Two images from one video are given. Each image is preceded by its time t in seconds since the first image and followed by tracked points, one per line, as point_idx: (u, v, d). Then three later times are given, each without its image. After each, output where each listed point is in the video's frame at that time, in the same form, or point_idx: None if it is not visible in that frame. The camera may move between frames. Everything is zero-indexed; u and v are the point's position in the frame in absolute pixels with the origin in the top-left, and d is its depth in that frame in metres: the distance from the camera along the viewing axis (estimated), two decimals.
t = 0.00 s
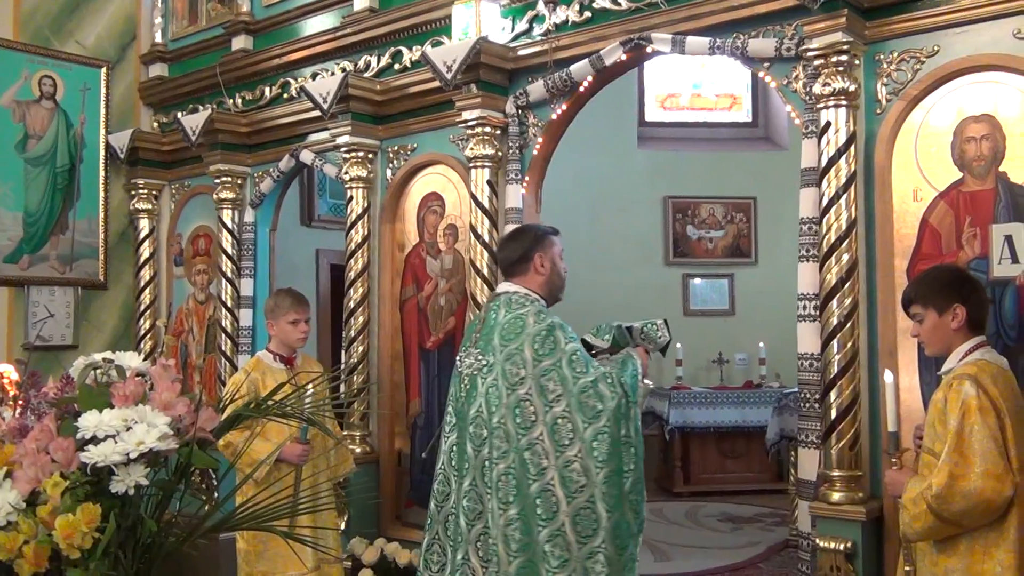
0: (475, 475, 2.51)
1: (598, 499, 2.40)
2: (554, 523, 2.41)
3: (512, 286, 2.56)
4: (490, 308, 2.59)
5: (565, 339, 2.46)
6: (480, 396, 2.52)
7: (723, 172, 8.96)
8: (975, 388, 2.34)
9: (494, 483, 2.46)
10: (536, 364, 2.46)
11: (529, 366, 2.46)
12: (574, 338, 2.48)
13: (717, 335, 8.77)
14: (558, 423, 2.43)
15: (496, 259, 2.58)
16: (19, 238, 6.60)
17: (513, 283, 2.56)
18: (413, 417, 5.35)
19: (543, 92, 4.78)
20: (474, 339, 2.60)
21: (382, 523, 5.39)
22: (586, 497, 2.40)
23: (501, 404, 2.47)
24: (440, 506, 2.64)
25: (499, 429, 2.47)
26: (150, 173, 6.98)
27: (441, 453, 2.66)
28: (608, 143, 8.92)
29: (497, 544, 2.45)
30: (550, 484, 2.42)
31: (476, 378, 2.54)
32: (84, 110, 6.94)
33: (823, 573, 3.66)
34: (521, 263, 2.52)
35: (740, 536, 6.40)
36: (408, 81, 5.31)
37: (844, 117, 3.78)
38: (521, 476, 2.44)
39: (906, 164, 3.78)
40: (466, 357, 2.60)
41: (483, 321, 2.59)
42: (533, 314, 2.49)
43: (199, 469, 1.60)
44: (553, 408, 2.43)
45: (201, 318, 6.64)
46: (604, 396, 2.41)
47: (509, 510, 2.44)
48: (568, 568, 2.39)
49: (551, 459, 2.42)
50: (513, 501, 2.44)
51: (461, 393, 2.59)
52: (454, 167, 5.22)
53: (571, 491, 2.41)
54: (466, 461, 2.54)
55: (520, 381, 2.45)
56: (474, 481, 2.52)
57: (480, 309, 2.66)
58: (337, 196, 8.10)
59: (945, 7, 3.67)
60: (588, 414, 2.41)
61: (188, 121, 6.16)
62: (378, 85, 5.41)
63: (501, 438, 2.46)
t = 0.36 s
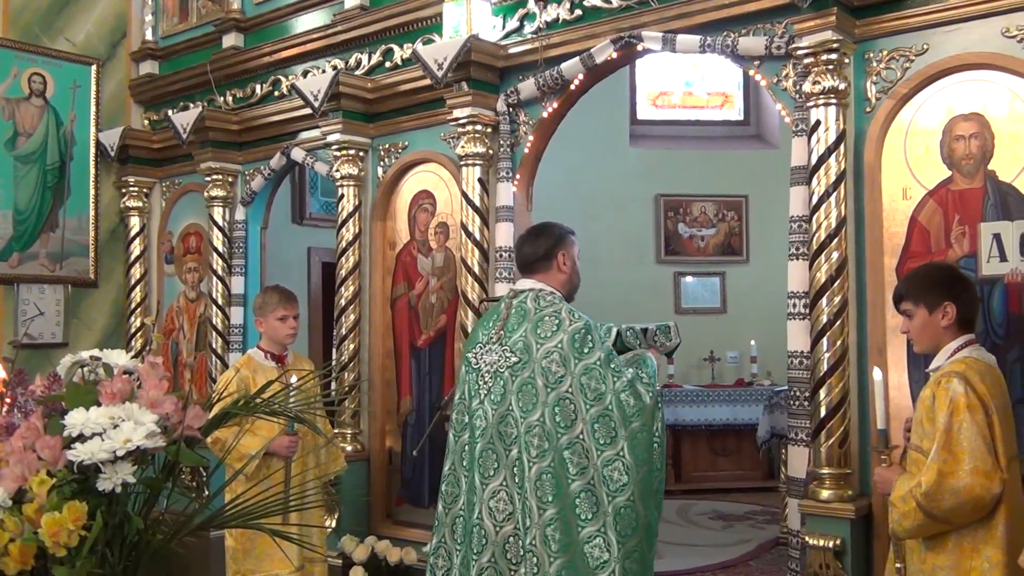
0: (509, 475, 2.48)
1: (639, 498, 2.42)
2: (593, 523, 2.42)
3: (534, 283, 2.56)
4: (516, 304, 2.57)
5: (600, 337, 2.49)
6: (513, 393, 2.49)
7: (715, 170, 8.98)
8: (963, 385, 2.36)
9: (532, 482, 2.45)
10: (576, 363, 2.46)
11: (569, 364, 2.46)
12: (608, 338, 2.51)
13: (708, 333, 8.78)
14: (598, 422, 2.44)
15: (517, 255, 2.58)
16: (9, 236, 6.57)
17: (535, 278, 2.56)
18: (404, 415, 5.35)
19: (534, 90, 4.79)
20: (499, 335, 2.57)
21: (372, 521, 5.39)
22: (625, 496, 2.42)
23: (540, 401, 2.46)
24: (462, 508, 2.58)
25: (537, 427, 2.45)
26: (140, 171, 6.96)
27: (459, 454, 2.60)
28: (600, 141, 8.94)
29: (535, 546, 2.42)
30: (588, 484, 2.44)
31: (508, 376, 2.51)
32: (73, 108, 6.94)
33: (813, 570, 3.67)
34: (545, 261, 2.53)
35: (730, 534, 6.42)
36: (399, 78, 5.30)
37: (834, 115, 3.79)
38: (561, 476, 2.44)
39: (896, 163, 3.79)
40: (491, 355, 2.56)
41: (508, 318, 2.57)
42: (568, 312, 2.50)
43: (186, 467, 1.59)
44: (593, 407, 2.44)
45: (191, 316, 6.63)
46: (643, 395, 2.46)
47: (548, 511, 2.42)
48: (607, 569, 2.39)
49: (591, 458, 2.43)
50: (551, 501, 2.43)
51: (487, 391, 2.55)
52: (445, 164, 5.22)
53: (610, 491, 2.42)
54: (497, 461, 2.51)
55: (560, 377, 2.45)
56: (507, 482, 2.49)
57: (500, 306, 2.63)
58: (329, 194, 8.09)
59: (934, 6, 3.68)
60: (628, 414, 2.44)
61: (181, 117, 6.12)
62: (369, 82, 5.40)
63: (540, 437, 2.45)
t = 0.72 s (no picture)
0: (528, 468, 2.59)
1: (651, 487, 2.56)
2: (606, 510, 2.56)
3: (537, 281, 2.66)
4: (525, 302, 2.67)
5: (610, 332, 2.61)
6: (530, 388, 2.61)
7: (705, 168, 9.01)
8: (946, 381, 2.38)
9: (551, 475, 2.55)
10: (590, 356, 2.57)
11: (583, 357, 2.57)
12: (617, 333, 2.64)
13: (698, 330, 8.81)
14: (610, 414, 2.58)
15: (517, 253, 2.66)
16: None
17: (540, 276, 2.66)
18: (393, 410, 5.35)
19: (524, 86, 4.79)
20: (511, 332, 2.67)
21: (361, 516, 5.39)
22: (638, 485, 2.56)
23: (557, 395, 2.57)
24: (478, 503, 2.68)
25: (555, 419, 2.56)
26: (129, 164, 6.93)
27: (475, 448, 2.70)
28: (592, 138, 8.95)
29: (555, 536, 2.52)
30: (601, 473, 2.57)
31: (524, 371, 2.63)
32: (62, 101, 6.90)
33: (799, 566, 3.69)
34: (548, 258, 2.62)
35: (718, 530, 6.44)
36: (389, 74, 5.30)
37: (822, 113, 3.81)
38: (578, 467, 2.56)
39: (884, 161, 3.81)
40: (505, 352, 2.67)
41: (519, 314, 2.67)
42: (579, 307, 2.60)
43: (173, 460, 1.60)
44: (606, 399, 2.58)
45: (180, 310, 6.61)
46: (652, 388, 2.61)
47: (568, 502, 2.52)
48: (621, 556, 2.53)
49: (606, 448, 2.57)
50: (571, 491, 2.53)
51: (503, 388, 2.65)
52: (435, 160, 5.22)
53: (623, 479, 2.56)
54: (515, 455, 2.62)
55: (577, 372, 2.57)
56: (526, 474, 2.59)
57: (507, 303, 2.73)
58: (319, 189, 8.08)
59: (923, 5, 3.70)
60: (639, 406, 2.59)
61: (170, 112, 6.11)
62: (360, 78, 5.39)
63: (557, 429, 2.56)
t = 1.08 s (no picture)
0: (540, 465, 2.65)
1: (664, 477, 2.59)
2: (620, 502, 2.60)
3: (539, 281, 2.73)
4: (528, 303, 2.73)
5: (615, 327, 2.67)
6: (538, 387, 2.67)
7: (696, 168, 9.03)
8: (935, 381, 2.39)
9: (564, 470, 2.62)
10: (595, 353, 2.63)
11: (588, 353, 2.62)
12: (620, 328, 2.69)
13: (688, 330, 8.83)
14: (618, 408, 2.62)
15: (517, 255, 2.73)
16: None
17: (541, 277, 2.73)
18: (385, 410, 5.34)
19: (517, 86, 4.79)
20: (516, 333, 2.74)
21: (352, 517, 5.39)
22: (650, 475, 2.59)
23: (565, 392, 2.63)
24: (491, 501, 2.74)
25: (564, 417, 2.62)
26: (119, 163, 6.91)
27: (486, 449, 2.77)
28: (584, 138, 8.96)
29: (571, 530, 2.59)
30: (613, 466, 2.62)
31: (531, 371, 2.69)
32: (53, 99, 6.85)
33: (791, 565, 3.71)
34: (547, 258, 2.70)
35: (708, 531, 6.46)
36: (381, 73, 5.29)
37: (814, 115, 3.82)
38: (589, 461, 2.61)
39: (876, 163, 3.82)
40: (511, 353, 2.74)
41: (522, 316, 2.74)
42: (581, 305, 2.66)
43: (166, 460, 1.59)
44: (613, 393, 2.62)
45: (170, 310, 6.59)
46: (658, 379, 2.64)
47: (582, 496, 2.58)
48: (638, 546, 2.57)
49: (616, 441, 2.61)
50: (583, 486, 2.59)
51: (511, 387, 2.72)
52: (428, 160, 5.22)
53: (634, 471, 2.59)
54: (526, 453, 2.68)
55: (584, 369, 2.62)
56: (539, 471, 2.66)
57: (511, 305, 2.80)
58: (310, 188, 8.06)
59: (914, 7, 3.71)
60: (645, 398, 2.63)
61: (163, 109, 6.07)
62: (352, 77, 5.39)
63: (566, 426, 2.62)
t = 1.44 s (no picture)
0: (539, 465, 2.80)
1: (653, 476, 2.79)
2: (613, 499, 2.80)
3: (536, 283, 2.85)
4: (524, 306, 2.86)
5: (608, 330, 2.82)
6: (536, 390, 2.81)
7: (683, 168, 9.06)
8: (925, 381, 2.41)
9: (563, 469, 2.77)
10: (591, 355, 2.76)
11: (584, 356, 2.76)
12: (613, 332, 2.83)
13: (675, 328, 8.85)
14: (613, 409, 2.79)
15: (515, 259, 2.85)
16: None
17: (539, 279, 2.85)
18: (374, 409, 5.33)
19: (506, 86, 4.79)
20: (513, 337, 2.87)
21: (341, 516, 5.38)
22: (641, 475, 2.78)
23: (562, 394, 2.77)
24: (488, 500, 2.89)
25: (562, 418, 2.77)
26: (105, 161, 6.86)
27: (484, 449, 2.91)
28: (571, 138, 8.97)
29: (567, 527, 2.75)
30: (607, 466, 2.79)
31: (528, 373, 2.82)
32: (38, 97, 6.81)
33: (780, 564, 3.73)
34: (544, 263, 2.83)
35: (695, 529, 6.47)
36: (371, 72, 5.28)
37: (804, 115, 3.84)
38: (585, 460, 2.77)
39: (865, 164, 3.85)
40: (509, 356, 2.87)
41: (519, 319, 2.86)
42: (576, 309, 2.80)
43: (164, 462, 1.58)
44: (607, 395, 2.78)
45: (157, 309, 6.55)
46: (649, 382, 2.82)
47: (579, 494, 2.75)
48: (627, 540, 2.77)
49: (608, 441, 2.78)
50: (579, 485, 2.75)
51: (509, 388, 2.86)
52: (417, 159, 5.21)
53: (625, 470, 2.79)
54: (525, 453, 2.82)
55: (580, 372, 2.76)
56: (536, 470, 2.80)
57: (507, 308, 2.92)
58: (297, 186, 8.03)
59: (903, 9, 3.74)
60: (638, 400, 2.79)
61: (147, 108, 6.08)
62: (341, 75, 5.37)
63: (565, 427, 2.77)
